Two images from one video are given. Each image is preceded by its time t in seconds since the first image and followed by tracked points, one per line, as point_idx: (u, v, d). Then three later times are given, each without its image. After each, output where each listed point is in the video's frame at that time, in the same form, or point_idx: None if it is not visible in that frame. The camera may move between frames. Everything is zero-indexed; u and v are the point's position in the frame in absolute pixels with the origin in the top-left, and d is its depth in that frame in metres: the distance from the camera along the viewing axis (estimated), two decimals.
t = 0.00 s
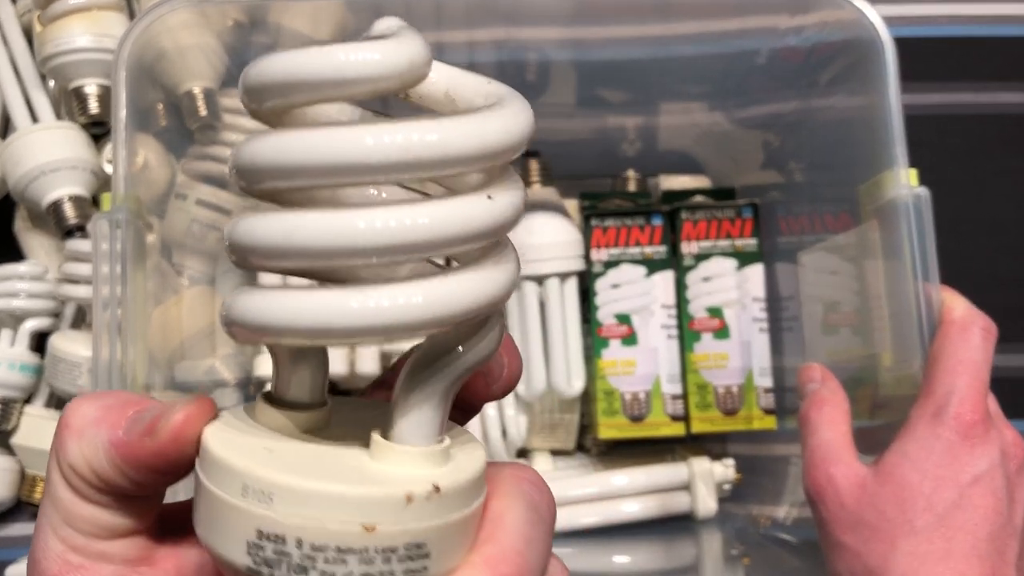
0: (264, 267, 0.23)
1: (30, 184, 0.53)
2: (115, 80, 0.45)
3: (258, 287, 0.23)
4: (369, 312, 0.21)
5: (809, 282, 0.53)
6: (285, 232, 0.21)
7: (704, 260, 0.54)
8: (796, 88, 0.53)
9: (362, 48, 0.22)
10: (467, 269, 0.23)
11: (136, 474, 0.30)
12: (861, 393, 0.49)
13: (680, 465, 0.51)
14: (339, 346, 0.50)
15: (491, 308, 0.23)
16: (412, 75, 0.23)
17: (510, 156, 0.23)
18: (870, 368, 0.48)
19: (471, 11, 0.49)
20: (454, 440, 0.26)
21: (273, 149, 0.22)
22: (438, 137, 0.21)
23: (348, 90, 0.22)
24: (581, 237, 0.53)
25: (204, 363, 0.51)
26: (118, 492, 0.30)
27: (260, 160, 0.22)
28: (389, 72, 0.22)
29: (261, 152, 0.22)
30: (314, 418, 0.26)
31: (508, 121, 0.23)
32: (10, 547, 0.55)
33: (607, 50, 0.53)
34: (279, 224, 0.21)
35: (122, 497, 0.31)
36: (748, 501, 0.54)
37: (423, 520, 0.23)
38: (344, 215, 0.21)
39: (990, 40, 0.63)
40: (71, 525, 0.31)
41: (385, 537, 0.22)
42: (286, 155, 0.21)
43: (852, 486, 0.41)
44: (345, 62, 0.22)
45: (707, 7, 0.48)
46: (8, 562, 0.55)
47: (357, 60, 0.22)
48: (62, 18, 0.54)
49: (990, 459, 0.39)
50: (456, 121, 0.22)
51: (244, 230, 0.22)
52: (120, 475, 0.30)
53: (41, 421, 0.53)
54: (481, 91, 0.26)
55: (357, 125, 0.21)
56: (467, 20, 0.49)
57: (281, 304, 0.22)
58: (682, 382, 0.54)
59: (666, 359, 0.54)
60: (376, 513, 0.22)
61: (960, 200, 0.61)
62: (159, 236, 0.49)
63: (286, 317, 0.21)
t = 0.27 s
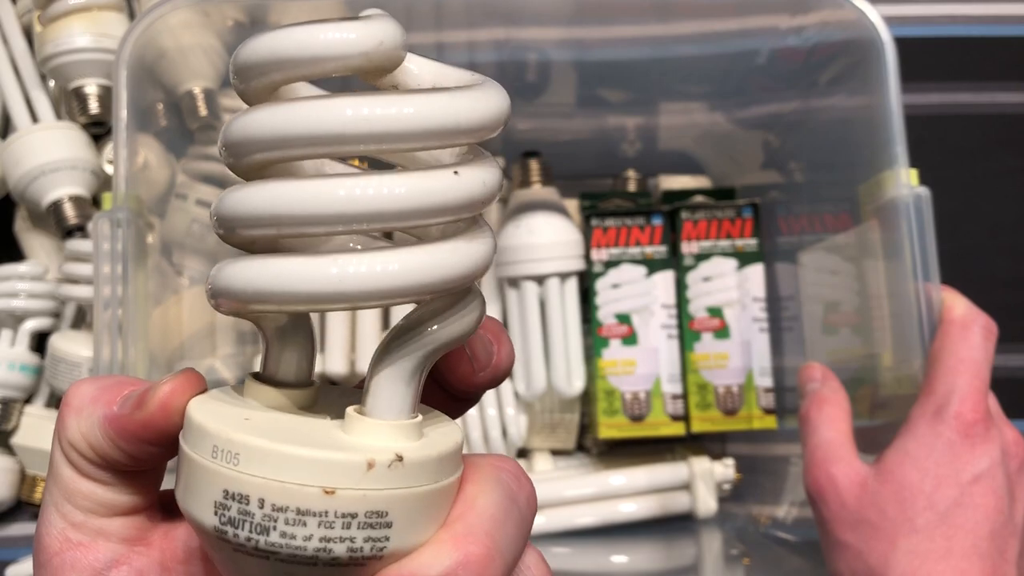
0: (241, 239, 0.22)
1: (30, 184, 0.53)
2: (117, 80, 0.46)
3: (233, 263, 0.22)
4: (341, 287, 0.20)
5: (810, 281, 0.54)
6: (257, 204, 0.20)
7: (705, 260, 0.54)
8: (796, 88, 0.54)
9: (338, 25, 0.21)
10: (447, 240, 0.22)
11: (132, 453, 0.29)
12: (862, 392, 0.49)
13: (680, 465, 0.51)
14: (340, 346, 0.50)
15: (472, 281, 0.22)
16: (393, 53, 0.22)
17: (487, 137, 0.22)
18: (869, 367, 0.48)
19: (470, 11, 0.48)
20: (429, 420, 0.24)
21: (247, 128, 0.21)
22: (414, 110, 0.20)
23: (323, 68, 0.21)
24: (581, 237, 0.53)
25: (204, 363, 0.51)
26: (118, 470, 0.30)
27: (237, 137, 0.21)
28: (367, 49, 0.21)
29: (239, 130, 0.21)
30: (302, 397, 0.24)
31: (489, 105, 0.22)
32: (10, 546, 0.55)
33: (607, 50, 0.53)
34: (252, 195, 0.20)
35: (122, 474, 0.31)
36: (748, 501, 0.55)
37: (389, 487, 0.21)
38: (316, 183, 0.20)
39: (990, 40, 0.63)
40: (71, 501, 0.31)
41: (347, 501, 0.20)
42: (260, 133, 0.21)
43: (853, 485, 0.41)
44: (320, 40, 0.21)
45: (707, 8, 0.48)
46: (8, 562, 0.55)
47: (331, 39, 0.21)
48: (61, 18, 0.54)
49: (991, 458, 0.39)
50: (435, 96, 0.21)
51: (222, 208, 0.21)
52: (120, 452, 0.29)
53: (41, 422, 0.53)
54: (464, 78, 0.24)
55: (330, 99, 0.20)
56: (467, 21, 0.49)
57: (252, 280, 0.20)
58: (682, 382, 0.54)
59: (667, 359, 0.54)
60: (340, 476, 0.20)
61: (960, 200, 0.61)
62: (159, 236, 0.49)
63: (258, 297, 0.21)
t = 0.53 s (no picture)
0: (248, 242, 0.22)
1: (30, 184, 0.53)
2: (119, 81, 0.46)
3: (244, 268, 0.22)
4: (347, 286, 0.20)
5: (810, 281, 0.54)
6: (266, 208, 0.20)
7: (705, 259, 0.54)
8: (796, 88, 0.54)
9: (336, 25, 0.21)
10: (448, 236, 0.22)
11: (135, 454, 0.29)
12: (862, 392, 0.49)
13: (679, 464, 0.51)
14: (340, 346, 0.50)
15: (473, 277, 0.22)
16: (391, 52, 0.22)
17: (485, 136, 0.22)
18: (869, 367, 0.48)
19: (470, 11, 0.49)
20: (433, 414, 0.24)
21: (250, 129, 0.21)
22: (416, 112, 0.20)
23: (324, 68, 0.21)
24: (581, 237, 0.53)
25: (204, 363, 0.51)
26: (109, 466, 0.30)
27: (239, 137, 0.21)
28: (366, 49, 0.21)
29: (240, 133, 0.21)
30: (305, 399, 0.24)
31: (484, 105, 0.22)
32: (10, 547, 0.55)
33: (607, 50, 0.53)
34: (256, 195, 0.20)
35: (123, 473, 0.31)
36: (748, 501, 0.55)
37: (403, 481, 0.21)
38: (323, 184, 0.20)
39: (990, 40, 0.63)
40: (71, 498, 0.31)
41: (362, 496, 0.20)
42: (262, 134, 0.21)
43: (853, 484, 0.41)
44: (320, 40, 0.21)
45: (706, 8, 0.48)
46: (8, 562, 0.55)
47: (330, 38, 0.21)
48: (62, 18, 0.54)
49: (992, 457, 0.40)
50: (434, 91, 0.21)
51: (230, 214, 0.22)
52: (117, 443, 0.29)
53: (41, 422, 0.54)
54: (461, 76, 0.24)
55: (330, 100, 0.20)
56: (467, 20, 0.49)
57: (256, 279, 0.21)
58: (682, 382, 0.54)
59: (667, 359, 0.54)
60: (358, 472, 0.20)
61: (960, 200, 0.61)
62: (159, 236, 0.49)
63: (264, 298, 0.21)
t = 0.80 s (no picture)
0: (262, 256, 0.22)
1: (30, 184, 0.53)
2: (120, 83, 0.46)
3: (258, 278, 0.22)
4: (365, 294, 0.20)
5: (810, 281, 0.54)
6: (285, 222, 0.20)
7: (705, 259, 0.54)
8: (795, 88, 0.54)
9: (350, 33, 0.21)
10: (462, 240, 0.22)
11: (149, 467, 0.29)
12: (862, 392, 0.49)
13: (679, 464, 0.51)
14: (340, 345, 0.50)
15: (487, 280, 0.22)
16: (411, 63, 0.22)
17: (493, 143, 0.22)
18: (869, 367, 0.48)
19: (470, 11, 0.49)
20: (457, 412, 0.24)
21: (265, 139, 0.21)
22: (431, 121, 0.20)
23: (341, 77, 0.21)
24: (581, 237, 0.53)
25: (204, 363, 0.51)
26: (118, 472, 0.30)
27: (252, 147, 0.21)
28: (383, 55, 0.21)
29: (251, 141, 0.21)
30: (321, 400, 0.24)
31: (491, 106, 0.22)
32: (10, 546, 0.55)
33: (607, 50, 0.53)
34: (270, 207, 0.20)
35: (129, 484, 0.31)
36: (748, 501, 0.55)
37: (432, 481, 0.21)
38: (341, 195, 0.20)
39: (990, 40, 0.63)
40: (78, 508, 0.31)
41: (405, 498, 0.20)
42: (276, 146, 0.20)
43: (853, 484, 0.41)
44: (334, 48, 0.21)
45: (706, 8, 0.48)
46: (8, 562, 0.55)
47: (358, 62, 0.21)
48: (62, 18, 0.54)
49: (992, 456, 0.39)
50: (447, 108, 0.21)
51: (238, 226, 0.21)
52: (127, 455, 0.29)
53: (41, 421, 0.54)
54: (467, 75, 0.24)
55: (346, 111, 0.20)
56: (467, 20, 0.49)
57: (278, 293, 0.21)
58: (682, 382, 0.54)
59: (667, 359, 0.54)
60: (395, 474, 0.20)
61: (960, 200, 0.61)
62: (159, 236, 0.49)
63: (287, 310, 0.21)
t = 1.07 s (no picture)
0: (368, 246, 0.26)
1: (30, 184, 0.53)
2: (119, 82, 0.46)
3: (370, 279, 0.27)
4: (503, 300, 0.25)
5: (810, 281, 0.54)
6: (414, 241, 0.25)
7: (705, 259, 0.55)
8: (796, 87, 0.53)
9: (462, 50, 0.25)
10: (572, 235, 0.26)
11: None
12: (862, 392, 0.48)
13: (680, 464, 0.51)
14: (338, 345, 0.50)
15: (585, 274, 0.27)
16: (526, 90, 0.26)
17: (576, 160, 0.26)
18: (869, 367, 0.48)
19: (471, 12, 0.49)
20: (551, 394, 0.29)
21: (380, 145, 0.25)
22: (549, 194, 0.25)
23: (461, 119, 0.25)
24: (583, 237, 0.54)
25: (204, 363, 0.51)
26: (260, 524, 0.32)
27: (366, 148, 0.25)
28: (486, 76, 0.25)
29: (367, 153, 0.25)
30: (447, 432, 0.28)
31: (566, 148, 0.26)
32: (9, 547, 0.55)
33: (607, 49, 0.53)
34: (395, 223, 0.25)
35: None
36: (748, 501, 0.54)
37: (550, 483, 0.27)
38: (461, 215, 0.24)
39: (989, 40, 0.63)
40: None
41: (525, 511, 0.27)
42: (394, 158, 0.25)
43: (854, 484, 0.41)
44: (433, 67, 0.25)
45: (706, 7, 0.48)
46: (7, 562, 0.55)
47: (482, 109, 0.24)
48: (63, 18, 0.54)
49: (992, 457, 0.40)
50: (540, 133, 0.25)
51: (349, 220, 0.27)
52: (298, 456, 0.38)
53: (42, 421, 0.54)
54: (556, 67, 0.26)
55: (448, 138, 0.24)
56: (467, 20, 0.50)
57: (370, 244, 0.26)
58: (682, 381, 0.54)
59: (667, 359, 0.54)
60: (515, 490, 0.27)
61: (960, 200, 0.61)
62: (159, 235, 0.49)
63: (406, 316, 0.26)
